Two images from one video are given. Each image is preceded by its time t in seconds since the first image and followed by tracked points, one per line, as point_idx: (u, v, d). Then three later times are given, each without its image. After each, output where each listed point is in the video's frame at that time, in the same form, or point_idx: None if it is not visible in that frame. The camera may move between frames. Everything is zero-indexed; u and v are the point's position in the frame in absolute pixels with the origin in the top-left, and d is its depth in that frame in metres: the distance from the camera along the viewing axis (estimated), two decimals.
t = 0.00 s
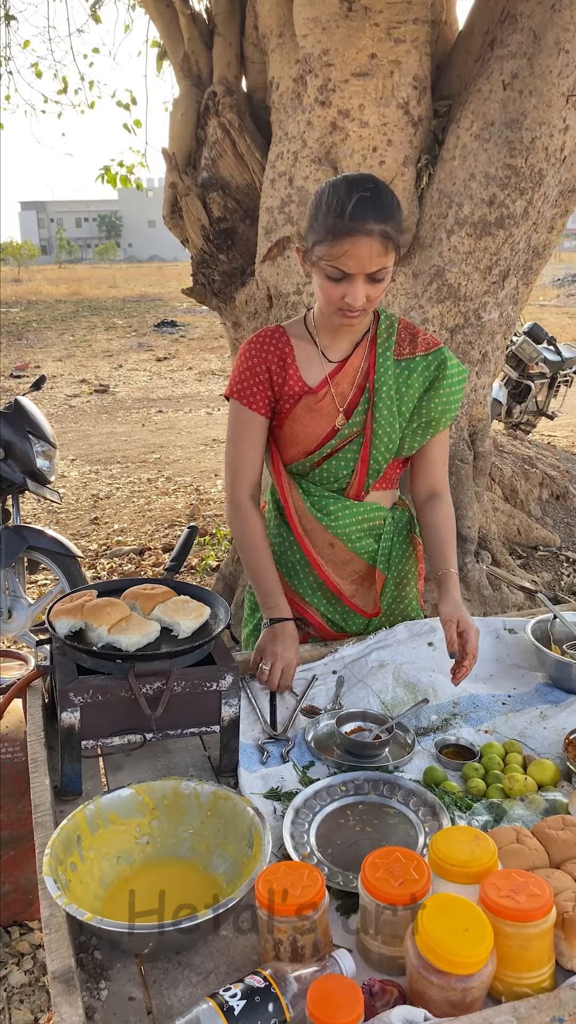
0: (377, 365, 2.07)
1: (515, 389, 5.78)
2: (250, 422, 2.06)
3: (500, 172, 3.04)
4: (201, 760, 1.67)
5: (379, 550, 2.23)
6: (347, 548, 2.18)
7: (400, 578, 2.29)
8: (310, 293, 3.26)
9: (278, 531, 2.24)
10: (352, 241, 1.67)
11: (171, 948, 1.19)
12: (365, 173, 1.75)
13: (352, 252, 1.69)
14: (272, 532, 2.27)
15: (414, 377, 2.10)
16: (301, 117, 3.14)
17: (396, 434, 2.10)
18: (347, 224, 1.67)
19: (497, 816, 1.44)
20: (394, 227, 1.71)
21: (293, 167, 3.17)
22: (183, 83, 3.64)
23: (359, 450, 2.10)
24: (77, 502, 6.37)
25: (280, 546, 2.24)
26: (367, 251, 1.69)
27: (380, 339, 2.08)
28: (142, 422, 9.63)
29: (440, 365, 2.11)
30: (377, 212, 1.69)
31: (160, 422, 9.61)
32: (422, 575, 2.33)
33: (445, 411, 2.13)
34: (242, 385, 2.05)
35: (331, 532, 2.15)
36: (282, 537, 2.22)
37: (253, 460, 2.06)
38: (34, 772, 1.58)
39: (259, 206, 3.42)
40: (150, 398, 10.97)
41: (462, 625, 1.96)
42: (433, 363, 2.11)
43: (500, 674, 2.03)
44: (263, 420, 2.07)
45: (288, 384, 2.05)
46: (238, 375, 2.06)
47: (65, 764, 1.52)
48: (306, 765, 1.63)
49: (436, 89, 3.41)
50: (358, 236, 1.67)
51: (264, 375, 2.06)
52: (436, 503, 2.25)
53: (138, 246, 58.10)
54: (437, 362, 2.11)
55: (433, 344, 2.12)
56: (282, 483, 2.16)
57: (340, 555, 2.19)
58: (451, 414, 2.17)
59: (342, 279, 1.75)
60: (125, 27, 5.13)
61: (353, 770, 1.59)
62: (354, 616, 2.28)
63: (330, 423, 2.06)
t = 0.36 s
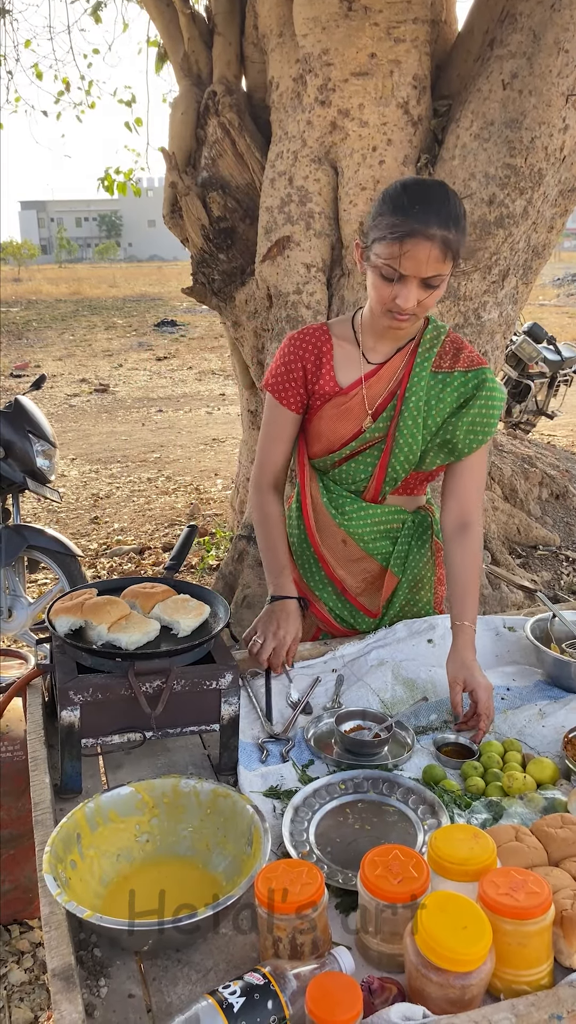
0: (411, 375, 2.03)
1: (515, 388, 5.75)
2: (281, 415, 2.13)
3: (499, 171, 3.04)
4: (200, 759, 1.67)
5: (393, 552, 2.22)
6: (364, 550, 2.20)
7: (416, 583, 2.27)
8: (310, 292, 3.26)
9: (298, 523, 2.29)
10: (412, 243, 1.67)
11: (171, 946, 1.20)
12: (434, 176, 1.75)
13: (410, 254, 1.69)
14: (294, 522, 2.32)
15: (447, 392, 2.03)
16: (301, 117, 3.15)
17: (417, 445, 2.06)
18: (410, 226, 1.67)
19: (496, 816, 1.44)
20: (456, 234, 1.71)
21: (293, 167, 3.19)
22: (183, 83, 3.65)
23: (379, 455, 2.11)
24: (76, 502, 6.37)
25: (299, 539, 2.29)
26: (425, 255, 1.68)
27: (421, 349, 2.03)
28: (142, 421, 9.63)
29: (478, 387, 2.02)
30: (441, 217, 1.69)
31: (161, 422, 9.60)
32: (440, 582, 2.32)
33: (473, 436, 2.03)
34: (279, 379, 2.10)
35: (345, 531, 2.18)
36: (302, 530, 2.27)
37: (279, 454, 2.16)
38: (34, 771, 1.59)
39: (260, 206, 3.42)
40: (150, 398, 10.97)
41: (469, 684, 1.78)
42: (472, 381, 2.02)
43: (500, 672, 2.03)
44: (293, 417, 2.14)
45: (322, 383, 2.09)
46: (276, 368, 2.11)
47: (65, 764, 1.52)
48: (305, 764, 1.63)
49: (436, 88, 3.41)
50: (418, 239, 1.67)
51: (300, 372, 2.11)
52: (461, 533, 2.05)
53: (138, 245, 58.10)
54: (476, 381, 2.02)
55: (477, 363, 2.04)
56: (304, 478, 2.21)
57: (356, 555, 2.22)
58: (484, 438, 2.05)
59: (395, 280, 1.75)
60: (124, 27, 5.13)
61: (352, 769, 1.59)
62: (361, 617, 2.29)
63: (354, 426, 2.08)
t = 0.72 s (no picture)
0: (425, 384, 2.03)
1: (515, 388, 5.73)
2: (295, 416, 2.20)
3: (500, 172, 3.04)
4: (201, 759, 1.68)
5: (403, 557, 2.24)
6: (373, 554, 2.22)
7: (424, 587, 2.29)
8: (310, 293, 3.26)
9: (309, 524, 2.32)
10: (428, 256, 1.68)
11: (172, 945, 1.20)
12: (455, 186, 1.75)
13: (425, 267, 1.69)
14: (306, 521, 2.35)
15: (460, 405, 2.04)
16: (301, 117, 3.16)
17: (427, 456, 2.07)
18: (426, 238, 1.67)
19: (497, 815, 1.44)
20: (473, 248, 1.70)
21: (294, 167, 3.20)
22: (184, 84, 3.66)
23: (388, 464, 2.12)
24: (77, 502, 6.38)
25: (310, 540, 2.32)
26: (440, 268, 1.69)
27: (437, 359, 2.03)
28: (142, 421, 9.64)
29: (492, 401, 2.02)
30: (458, 230, 1.69)
31: (161, 422, 9.61)
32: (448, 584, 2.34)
33: (482, 451, 2.03)
34: (291, 384, 2.16)
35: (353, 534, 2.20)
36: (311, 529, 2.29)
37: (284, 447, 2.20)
38: (36, 770, 1.59)
39: (260, 206, 3.42)
40: (150, 398, 10.98)
41: (473, 699, 1.76)
42: (486, 393, 2.02)
43: (499, 672, 2.03)
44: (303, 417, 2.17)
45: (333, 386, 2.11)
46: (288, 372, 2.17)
47: (67, 763, 1.53)
48: (306, 764, 1.63)
49: (436, 89, 3.42)
50: (434, 252, 1.67)
51: (312, 376, 2.15)
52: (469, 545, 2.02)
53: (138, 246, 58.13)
54: (490, 394, 2.02)
55: (492, 374, 2.03)
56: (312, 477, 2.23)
57: (365, 558, 2.24)
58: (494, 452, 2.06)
59: (410, 292, 1.75)
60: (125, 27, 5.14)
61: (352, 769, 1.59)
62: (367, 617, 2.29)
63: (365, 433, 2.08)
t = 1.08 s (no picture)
0: (430, 388, 2.03)
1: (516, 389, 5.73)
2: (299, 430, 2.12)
3: (501, 173, 3.05)
4: (202, 759, 1.68)
5: (408, 561, 2.24)
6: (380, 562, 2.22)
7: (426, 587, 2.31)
8: (311, 293, 3.27)
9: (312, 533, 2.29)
10: (434, 259, 1.68)
11: (173, 945, 1.20)
12: (455, 189, 1.76)
13: (431, 271, 1.69)
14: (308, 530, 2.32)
15: (467, 406, 2.07)
16: (303, 118, 3.17)
17: (436, 459, 2.09)
18: (432, 241, 1.68)
19: (497, 816, 1.45)
20: (478, 251, 1.71)
21: (295, 167, 3.20)
22: (186, 84, 3.67)
23: (396, 470, 2.11)
24: (77, 502, 6.38)
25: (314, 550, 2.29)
26: (447, 270, 1.69)
27: (440, 362, 2.03)
28: (142, 421, 9.65)
29: (497, 399, 2.06)
30: (463, 233, 1.69)
31: (161, 422, 9.61)
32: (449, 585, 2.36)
33: (491, 449, 2.08)
34: (294, 396, 2.09)
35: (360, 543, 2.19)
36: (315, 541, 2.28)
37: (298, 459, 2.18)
38: (37, 770, 1.59)
39: (262, 207, 3.42)
40: (150, 398, 10.98)
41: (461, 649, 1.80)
42: (490, 393, 2.06)
43: (500, 672, 2.03)
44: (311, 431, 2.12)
45: (337, 400, 2.07)
46: (290, 384, 2.10)
47: (68, 763, 1.53)
48: (307, 765, 1.63)
49: (437, 90, 3.42)
50: (440, 254, 1.68)
51: (315, 388, 2.09)
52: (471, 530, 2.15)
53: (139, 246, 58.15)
54: (495, 393, 2.05)
55: (496, 373, 2.05)
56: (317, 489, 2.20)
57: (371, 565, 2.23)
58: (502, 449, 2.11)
59: (415, 296, 1.75)
60: (126, 26, 5.15)
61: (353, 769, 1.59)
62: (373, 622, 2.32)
63: (373, 441, 2.07)
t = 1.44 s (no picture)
0: (440, 386, 2.06)
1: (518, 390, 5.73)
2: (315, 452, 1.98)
3: (504, 175, 3.05)
4: (204, 760, 1.68)
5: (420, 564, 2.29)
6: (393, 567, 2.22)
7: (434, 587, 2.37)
8: (314, 294, 3.27)
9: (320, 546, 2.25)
10: (437, 259, 1.68)
11: (175, 945, 1.20)
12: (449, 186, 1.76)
13: (435, 271, 1.70)
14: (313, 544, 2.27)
15: (476, 398, 2.13)
16: (305, 119, 3.17)
17: (451, 455, 2.13)
18: (434, 241, 1.68)
19: (499, 816, 1.45)
20: (478, 248, 1.72)
21: (298, 169, 3.20)
22: (188, 85, 3.67)
23: (412, 470, 2.12)
24: (79, 502, 6.39)
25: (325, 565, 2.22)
26: (451, 270, 1.69)
27: (446, 360, 2.06)
28: (144, 422, 9.69)
29: (501, 387, 2.14)
30: (463, 231, 1.70)
31: (163, 422, 9.61)
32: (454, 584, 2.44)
33: (501, 432, 2.17)
34: (307, 412, 1.98)
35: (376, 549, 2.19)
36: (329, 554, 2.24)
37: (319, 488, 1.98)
38: (38, 770, 1.59)
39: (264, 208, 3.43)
40: (152, 399, 10.99)
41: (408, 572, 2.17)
42: (495, 384, 2.13)
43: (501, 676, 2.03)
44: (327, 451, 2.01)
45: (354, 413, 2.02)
46: (303, 401, 1.99)
47: (69, 763, 1.53)
48: (309, 766, 1.63)
49: (440, 91, 3.42)
50: (444, 254, 1.68)
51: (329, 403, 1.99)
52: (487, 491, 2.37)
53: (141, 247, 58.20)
54: (498, 383, 2.14)
55: (497, 363, 2.13)
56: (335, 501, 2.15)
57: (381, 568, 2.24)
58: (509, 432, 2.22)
59: (420, 297, 1.75)
60: (129, 27, 5.15)
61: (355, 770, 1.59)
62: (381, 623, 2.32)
63: (390, 445, 2.06)
